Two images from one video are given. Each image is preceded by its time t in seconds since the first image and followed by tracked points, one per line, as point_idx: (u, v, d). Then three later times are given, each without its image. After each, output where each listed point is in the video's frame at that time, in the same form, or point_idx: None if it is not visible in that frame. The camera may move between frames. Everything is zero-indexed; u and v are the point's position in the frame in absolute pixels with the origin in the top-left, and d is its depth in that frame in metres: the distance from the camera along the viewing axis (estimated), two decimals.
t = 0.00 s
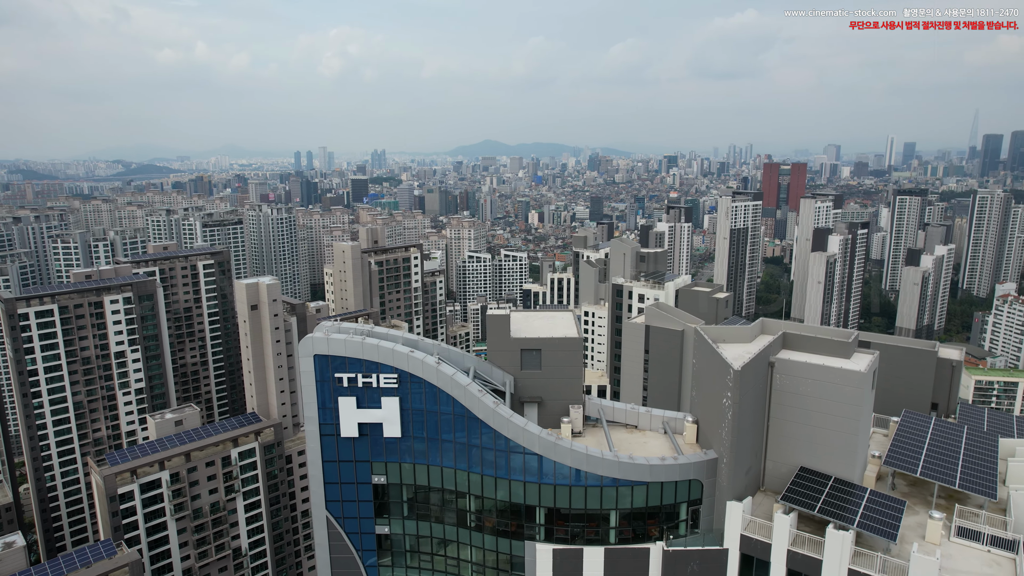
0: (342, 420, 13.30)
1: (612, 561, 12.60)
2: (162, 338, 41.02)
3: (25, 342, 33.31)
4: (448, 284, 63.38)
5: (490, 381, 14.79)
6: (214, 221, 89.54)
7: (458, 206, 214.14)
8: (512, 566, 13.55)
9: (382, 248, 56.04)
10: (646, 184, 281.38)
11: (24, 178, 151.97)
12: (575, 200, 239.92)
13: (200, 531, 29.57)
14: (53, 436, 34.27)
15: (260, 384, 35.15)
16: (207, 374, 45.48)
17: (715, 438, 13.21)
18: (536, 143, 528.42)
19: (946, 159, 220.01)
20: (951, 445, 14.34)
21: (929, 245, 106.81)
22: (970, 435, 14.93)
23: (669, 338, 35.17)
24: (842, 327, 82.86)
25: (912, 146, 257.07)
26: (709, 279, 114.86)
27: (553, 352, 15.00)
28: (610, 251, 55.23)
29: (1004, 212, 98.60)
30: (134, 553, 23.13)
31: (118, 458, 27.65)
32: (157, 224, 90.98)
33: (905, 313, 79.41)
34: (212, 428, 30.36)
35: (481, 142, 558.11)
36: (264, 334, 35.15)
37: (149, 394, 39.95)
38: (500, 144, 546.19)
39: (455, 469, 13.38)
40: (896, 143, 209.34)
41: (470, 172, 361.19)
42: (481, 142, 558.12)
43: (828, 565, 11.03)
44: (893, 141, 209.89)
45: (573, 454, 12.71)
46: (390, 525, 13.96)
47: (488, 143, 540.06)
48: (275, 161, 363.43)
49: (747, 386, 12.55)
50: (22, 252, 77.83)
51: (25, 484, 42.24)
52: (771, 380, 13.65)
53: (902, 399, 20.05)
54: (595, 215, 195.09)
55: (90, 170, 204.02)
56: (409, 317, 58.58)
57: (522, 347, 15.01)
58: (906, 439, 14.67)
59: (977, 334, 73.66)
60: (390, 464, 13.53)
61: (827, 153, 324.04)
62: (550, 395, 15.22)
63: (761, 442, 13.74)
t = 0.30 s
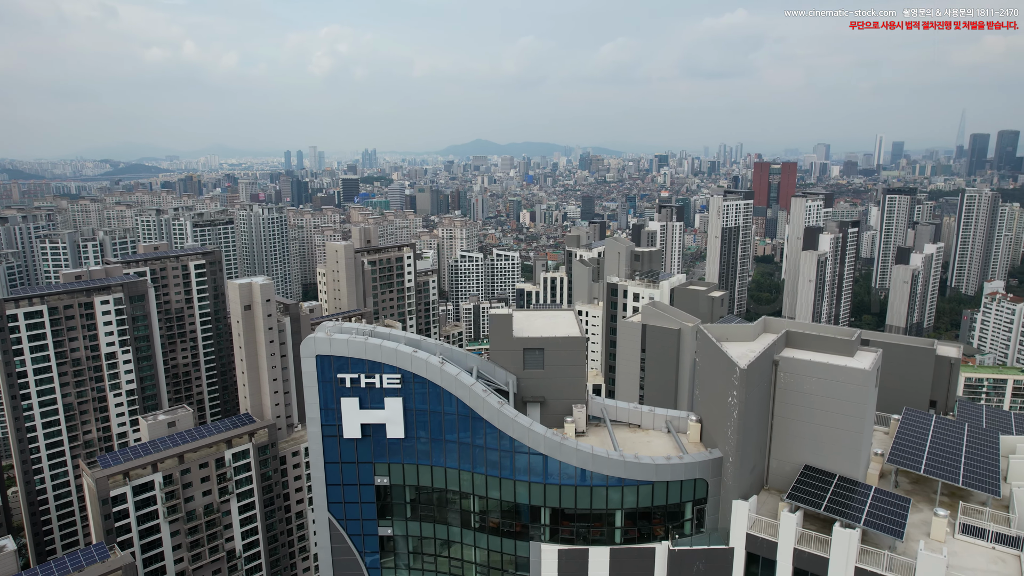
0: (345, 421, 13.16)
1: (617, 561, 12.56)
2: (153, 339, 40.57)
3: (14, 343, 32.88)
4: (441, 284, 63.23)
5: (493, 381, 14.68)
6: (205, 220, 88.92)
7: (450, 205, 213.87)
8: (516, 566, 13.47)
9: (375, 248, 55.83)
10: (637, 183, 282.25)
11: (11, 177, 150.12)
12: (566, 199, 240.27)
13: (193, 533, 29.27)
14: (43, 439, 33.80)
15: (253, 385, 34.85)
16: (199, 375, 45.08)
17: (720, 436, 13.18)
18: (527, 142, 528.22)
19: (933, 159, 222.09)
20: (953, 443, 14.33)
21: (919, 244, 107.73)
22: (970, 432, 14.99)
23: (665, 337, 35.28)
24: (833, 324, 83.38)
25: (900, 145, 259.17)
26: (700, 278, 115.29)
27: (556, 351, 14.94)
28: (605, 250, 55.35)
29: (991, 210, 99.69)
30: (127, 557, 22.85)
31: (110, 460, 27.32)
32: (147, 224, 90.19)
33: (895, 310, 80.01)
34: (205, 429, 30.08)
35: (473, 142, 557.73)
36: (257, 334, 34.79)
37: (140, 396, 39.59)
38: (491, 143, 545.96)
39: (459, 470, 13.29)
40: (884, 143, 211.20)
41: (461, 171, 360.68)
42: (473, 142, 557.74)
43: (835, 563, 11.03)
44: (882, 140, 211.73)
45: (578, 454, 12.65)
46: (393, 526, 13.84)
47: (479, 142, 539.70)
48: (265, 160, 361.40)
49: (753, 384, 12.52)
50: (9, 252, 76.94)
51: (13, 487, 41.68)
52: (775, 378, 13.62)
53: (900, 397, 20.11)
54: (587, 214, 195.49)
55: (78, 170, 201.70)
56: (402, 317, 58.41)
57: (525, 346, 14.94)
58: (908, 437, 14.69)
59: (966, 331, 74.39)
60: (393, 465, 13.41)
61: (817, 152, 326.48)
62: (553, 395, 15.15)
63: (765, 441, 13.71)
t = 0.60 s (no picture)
0: (348, 422, 13.03)
1: (623, 561, 12.52)
2: (144, 340, 40.17)
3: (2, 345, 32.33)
4: (433, 283, 63.04)
5: (496, 380, 14.61)
6: (195, 220, 88.28)
7: (441, 204, 213.39)
8: (520, 567, 13.40)
9: (367, 247, 55.59)
10: (628, 183, 283.06)
11: None
12: (557, 198, 240.54)
13: (186, 535, 28.98)
14: (32, 442, 33.33)
15: (246, 386, 34.60)
16: (190, 376, 44.69)
17: (725, 435, 13.15)
18: (518, 141, 527.65)
19: (921, 158, 224.05)
20: (954, 440, 14.42)
21: (908, 242, 108.71)
22: (971, 429, 15.06)
23: (660, 335, 35.39)
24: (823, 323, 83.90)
25: (888, 144, 261.26)
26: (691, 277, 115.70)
27: (558, 350, 14.90)
28: (600, 249, 55.44)
29: (979, 209, 100.70)
30: (120, 560, 22.62)
31: (101, 463, 26.98)
32: (136, 224, 89.33)
33: (885, 309, 80.53)
34: (198, 430, 29.78)
35: (463, 142, 557.29)
36: (250, 334, 34.52)
37: (131, 397, 39.18)
38: (481, 142, 545.81)
39: (463, 470, 13.18)
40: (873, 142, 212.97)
41: (452, 171, 360.20)
42: (463, 142, 557.31)
43: (841, 561, 11.04)
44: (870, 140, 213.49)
45: (583, 454, 12.58)
46: (396, 528, 13.72)
47: (470, 142, 539.46)
48: (255, 160, 359.13)
49: (758, 382, 12.48)
50: None
51: None
52: (778, 376, 13.61)
53: (898, 394, 20.14)
54: (578, 213, 195.78)
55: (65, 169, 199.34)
56: (395, 316, 58.25)
57: (527, 345, 14.88)
58: (910, 434, 14.74)
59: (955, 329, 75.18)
60: (396, 466, 13.29)
61: (806, 151, 329.03)
62: (556, 395, 15.08)
63: (769, 439, 13.71)
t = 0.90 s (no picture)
0: (350, 424, 12.89)
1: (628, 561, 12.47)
2: (134, 341, 39.74)
3: None
4: (425, 283, 62.78)
5: (498, 380, 14.50)
6: (185, 220, 87.53)
7: (431, 204, 212.83)
8: (525, 567, 13.33)
9: (360, 247, 55.29)
10: (619, 182, 283.75)
11: None
12: (548, 198, 240.56)
13: (179, 538, 28.68)
14: (20, 445, 32.80)
15: (239, 386, 34.24)
16: (181, 377, 44.23)
17: (729, 434, 13.13)
18: (509, 140, 527.67)
19: (908, 157, 226.02)
20: (955, 437, 14.47)
21: (897, 240, 109.58)
22: (971, 427, 15.11)
23: (657, 335, 35.41)
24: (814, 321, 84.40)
25: (876, 143, 263.37)
26: (683, 276, 116.09)
27: (561, 350, 14.83)
28: (594, 248, 55.43)
29: (966, 208, 101.65)
30: (112, 564, 22.35)
31: (92, 465, 26.66)
32: (124, 224, 88.39)
33: (874, 307, 81.07)
34: (190, 432, 29.48)
35: (454, 141, 556.26)
36: (243, 334, 34.13)
37: (121, 399, 38.73)
38: (472, 141, 545.33)
39: (467, 471, 13.09)
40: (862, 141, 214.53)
41: (443, 170, 359.52)
42: (454, 141, 556.30)
43: (848, 559, 11.04)
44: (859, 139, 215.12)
45: (589, 454, 12.52)
46: (398, 529, 13.59)
47: (461, 141, 539.06)
48: (245, 159, 356.67)
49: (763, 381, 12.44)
50: None
51: None
52: (782, 375, 13.58)
53: (898, 392, 20.23)
54: (569, 212, 196.11)
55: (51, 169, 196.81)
56: (388, 316, 58.00)
57: (530, 345, 14.81)
58: (911, 432, 14.76)
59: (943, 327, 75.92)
60: (399, 467, 13.17)
61: (795, 150, 331.16)
62: (558, 395, 15.01)
63: (773, 437, 13.71)
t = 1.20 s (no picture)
0: (353, 425, 12.78)
1: (633, 560, 12.41)
2: (125, 342, 39.29)
3: None
4: (418, 282, 62.52)
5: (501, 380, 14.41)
6: (174, 220, 86.81)
7: (422, 203, 212.16)
8: (530, 567, 13.26)
9: (352, 246, 54.99)
10: (610, 181, 284.45)
11: None
12: (538, 197, 240.66)
13: (172, 541, 28.37)
14: (8, 448, 32.21)
15: (232, 387, 33.93)
16: (172, 379, 43.74)
17: (734, 433, 13.12)
18: (499, 140, 527.86)
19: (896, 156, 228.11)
20: (956, 434, 14.57)
21: (886, 239, 110.53)
22: (971, 423, 15.22)
23: (653, 334, 35.42)
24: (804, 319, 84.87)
25: (864, 142, 265.63)
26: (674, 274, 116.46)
27: (564, 349, 14.81)
28: (589, 247, 55.52)
29: (954, 206, 102.59)
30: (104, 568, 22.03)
31: (83, 468, 26.29)
32: (113, 224, 87.45)
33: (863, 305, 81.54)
34: (183, 433, 29.19)
35: (444, 141, 555.20)
36: (236, 335, 33.82)
37: (111, 401, 38.25)
38: (463, 140, 544.86)
39: (471, 471, 13.00)
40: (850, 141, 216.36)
41: (434, 170, 358.97)
42: (444, 141, 555.24)
43: (853, 557, 11.05)
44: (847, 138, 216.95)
45: (594, 453, 12.46)
46: (401, 531, 13.46)
47: (451, 141, 538.52)
48: (234, 159, 354.19)
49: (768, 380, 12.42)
50: None
51: None
52: (786, 373, 13.57)
53: (897, 389, 20.33)
54: (560, 211, 196.47)
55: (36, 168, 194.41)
56: (381, 316, 57.77)
57: (532, 344, 14.76)
58: (913, 429, 14.84)
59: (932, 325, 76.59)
60: (402, 468, 13.06)
61: (784, 149, 333.54)
62: (561, 394, 14.96)
63: (776, 436, 13.70)
